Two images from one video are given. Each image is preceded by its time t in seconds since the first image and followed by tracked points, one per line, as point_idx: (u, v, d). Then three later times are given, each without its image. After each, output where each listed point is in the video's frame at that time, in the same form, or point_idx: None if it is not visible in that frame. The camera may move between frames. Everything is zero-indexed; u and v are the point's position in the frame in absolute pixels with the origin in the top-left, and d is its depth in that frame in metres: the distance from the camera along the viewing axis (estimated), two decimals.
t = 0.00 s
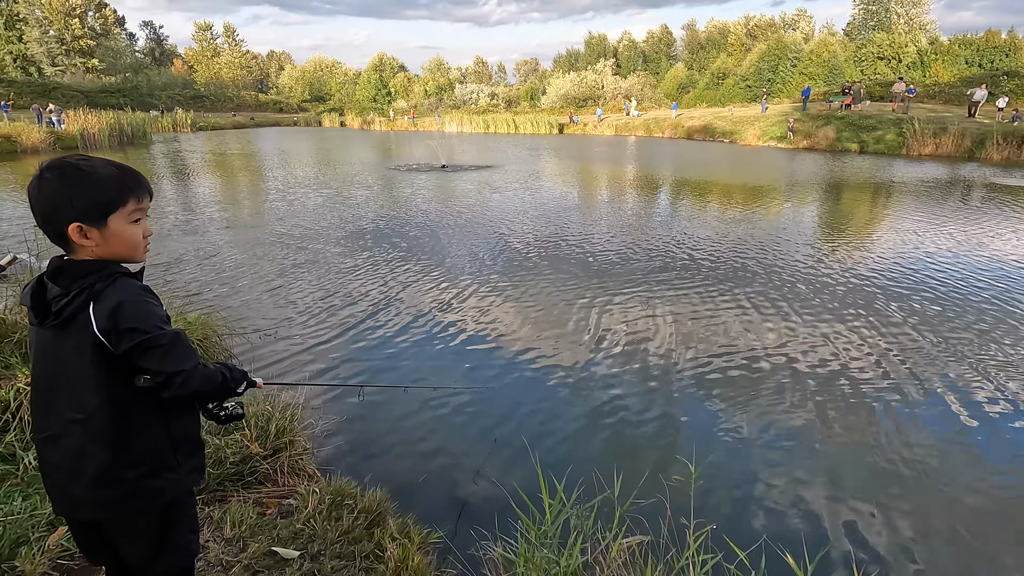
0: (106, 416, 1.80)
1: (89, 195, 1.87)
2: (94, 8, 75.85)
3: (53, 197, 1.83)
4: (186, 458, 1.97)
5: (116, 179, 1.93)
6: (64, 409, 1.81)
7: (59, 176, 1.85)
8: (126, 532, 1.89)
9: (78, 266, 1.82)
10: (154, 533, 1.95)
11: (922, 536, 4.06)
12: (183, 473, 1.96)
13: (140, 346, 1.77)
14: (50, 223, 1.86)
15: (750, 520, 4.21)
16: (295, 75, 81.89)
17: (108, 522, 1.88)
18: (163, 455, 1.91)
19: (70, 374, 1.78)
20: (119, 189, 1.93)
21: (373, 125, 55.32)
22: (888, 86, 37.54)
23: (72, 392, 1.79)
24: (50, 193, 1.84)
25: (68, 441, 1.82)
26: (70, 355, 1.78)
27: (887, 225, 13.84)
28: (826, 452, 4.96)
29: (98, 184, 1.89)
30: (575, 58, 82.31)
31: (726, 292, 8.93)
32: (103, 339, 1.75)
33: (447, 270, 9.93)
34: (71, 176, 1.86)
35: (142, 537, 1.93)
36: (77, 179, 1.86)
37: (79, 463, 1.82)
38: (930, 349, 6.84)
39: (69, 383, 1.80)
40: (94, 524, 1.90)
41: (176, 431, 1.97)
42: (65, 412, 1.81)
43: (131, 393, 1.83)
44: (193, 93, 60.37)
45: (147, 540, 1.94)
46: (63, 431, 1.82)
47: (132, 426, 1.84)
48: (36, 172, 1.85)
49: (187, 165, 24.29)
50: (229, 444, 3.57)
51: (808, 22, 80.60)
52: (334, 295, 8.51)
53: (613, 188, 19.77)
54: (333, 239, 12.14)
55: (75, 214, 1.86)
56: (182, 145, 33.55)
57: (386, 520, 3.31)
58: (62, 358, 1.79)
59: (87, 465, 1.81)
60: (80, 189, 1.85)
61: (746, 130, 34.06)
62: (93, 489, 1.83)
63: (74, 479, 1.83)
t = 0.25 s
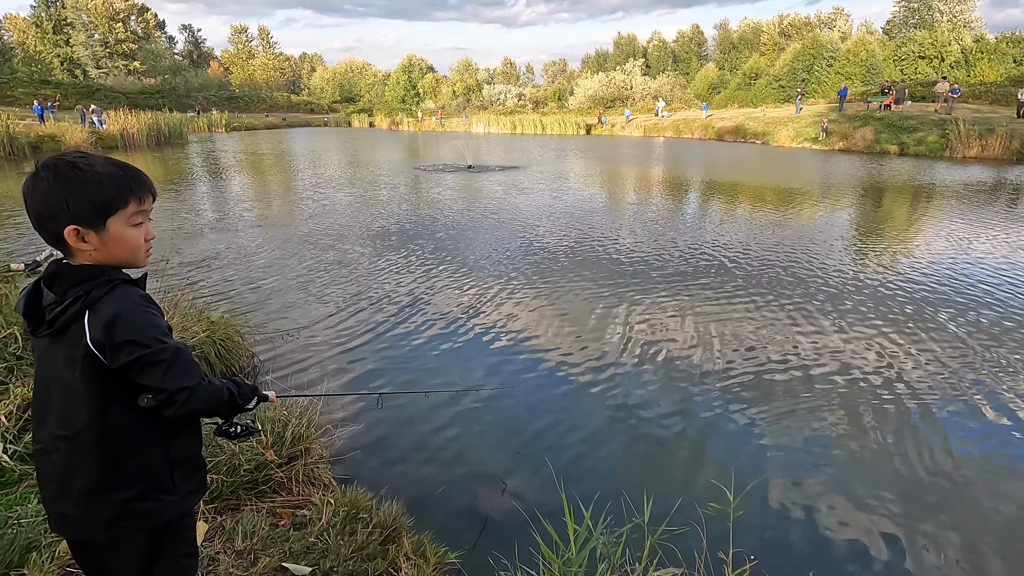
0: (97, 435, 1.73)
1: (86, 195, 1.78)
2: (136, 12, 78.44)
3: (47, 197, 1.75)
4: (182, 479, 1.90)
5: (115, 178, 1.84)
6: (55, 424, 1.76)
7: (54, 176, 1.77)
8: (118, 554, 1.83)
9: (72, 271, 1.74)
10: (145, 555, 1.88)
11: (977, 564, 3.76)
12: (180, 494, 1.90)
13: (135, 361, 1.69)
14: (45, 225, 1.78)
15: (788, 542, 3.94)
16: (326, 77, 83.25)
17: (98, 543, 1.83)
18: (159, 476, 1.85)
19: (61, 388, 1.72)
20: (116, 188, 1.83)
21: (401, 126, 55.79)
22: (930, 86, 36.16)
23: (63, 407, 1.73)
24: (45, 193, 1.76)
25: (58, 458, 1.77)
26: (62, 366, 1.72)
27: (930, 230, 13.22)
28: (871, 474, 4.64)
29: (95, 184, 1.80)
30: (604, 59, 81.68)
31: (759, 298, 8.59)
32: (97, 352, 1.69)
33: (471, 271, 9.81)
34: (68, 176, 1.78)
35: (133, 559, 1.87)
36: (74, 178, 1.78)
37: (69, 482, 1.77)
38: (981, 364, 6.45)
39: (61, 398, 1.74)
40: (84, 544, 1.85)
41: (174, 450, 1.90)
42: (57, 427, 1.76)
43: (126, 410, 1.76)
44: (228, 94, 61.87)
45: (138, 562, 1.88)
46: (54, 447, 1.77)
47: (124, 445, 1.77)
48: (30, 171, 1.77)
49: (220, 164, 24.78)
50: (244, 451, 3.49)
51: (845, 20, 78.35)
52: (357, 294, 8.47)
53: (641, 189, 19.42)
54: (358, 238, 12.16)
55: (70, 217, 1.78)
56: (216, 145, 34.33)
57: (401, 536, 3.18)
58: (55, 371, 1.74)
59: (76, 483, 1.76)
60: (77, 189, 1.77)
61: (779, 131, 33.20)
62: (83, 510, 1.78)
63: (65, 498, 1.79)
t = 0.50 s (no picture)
0: (97, 452, 1.71)
1: (104, 202, 1.72)
2: (175, 17, 80.75)
3: (61, 204, 1.68)
4: (186, 499, 1.87)
5: (131, 183, 1.78)
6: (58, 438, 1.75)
7: (67, 181, 1.70)
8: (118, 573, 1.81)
9: (86, 283, 1.69)
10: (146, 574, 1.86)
11: None
12: (183, 514, 1.87)
13: (138, 379, 1.66)
14: (61, 236, 1.71)
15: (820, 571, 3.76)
16: (355, 79, 84.44)
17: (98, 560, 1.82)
18: (160, 494, 1.81)
19: (65, 403, 1.71)
20: (132, 193, 1.77)
21: (428, 127, 56.17)
22: (973, 86, 34.80)
23: (66, 422, 1.72)
24: (60, 203, 1.68)
25: (60, 473, 1.76)
26: (67, 381, 1.70)
27: (973, 236, 12.66)
28: (912, 499, 4.38)
29: (113, 190, 1.74)
30: (632, 60, 80.94)
31: (791, 304, 8.31)
32: (101, 368, 1.66)
33: (494, 273, 9.74)
34: (82, 182, 1.71)
35: None
36: (89, 185, 1.71)
37: (70, 497, 1.76)
38: None
39: (64, 412, 1.72)
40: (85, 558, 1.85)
41: (179, 468, 1.87)
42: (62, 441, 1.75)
43: (129, 426, 1.74)
44: (260, 96, 63.23)
45: None
46: (57, 461, 1.76)
47: (126, 463, 1.75)
48: (36, 179, 1.69)
49: (250, 165, 25.27)
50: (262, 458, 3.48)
51: (882, 18, 76.12)
52: (379, 296, 8.46)
53: (668, 192, 19.09)
54: (383, 239, 12.19)
55: (89, 226, 1.71)
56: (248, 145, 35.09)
57: (417, 552, 3.11)
58: (59, 383, 1.71)
59: (77, 498, 1.75)
60: (94, 196, 1.70)
61: (812, 133, 32.33)
62: (82, 526, 1.77)
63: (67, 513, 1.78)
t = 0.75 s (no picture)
0: (99, 454, 1.71)
1: (110, 198, 1.71)
2: (208, 20, 82.72)
3: (67, 201, 1.68)
4: (190, 501, 1.85)
5: (138, 181, 1.78)
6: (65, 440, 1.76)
7: (73, 178, 1.69)
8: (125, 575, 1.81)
9: (85, 281, 1.69)
10: None
11: None
12: (188, 516, 1.85)
13: (133, 382, 1.64)
14: (65, 231, 1.70)
15: None
16: (381, 80, 85.29)
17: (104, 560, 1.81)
18: (165, 498, 1.80)
19: (68, 404, 1.71)
20: (138, 191, 1.76)
21: (452, 128, 56.44)
22: (1015, 86, 33.54)
23: (69, 423, 1.72)
24: (66, 198, 1.68)
25: (66, 474, 1.76)
26: (68, 384, 1.70)
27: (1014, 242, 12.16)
28: (950, 518, 4.17)
29: (119, 186, 1.73)
30: (657, 60, 80.00)
31: (820, 310, 8.06)
32: (97, 370, 1.65)
33: (514, 275, 9.68)
34: (89, 178, 1.70)
35: None
36: (98, 180, 1.71)
37: (76, 498, 1.76)
38: None
39: (68, 414, 1.73)
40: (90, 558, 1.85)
41: (185, 469, 1.85)
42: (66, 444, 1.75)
43: (130, 428, 1.73)
44: (288, 96, 64.30)
45: None
46: (64, 462, 1.77)
47: (129, 465, 1.74)
48: (44, 174, 1.68)
49: (278, 165, 25.67)
50: (275, 459, 3.46)
51: (918, 17, 74.00)
52: (399, 296, 8.46)
53: (693, 194, 18.78)
54: (405, 239, 12.23)
55: (94, 221, 1.71)
56: (276, 145, 35.68)
57: (429, 560, 3.06)
58: (63, 385, 1.72)
59: (82, 500, 1.75)
60: (100, 192, 1.70)
61: (844, 135, 31.49)
62: (88, 528, 1.77)
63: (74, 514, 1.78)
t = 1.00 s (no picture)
0: (100, 451, 1.72)
1: (119, 193, 1.72)
2: (238, 24, 84.73)
3: (77, 197, 1.69)
4: (192, 498, 1.86)
5: (145, 175, 1.79)
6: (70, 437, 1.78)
7: (83, 174, 1.70)
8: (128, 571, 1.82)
9: (92, 277, 1.70)
10: None
11: None
12: (189, 514, 1.86)
13: (133, 378, 1.64)
14: (74, 227, 1.71)
15: None
16: (405, 83, 86.18)
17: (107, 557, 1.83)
18: (166, 495, 1.81)
19: (71, 401, 1.73)
20: (147, 187, 1.77)
21: (474, 131, 56.71)
22: None
23: (72, 420, 1.74)
24: (74, 193, 1.69)
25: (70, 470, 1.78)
26: (71, 382, 1.72)
27: None
28: (980, 537, 4.01)
29: (127, 181, 1.74)
30: (682, 62, 79.22)
31: (846, 317, 7.85)
32: (97, 368, 1.66)
33: (533, 277, 9.64)
34: (96, 174, 1.71)
35: None
36: (106, 176, 1.72)
37: (81, 495, 1.78)
38: None
39: (71, 411, 1.75)
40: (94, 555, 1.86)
41: (187, 467, 1.87)
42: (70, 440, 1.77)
43: (132, 426, 1.74)
44: (314, 99, 65.39)
45: None
46: (67, 459, 1.79)
47: (130, 461, 1.75)
48: (52, 171, 1.69)
49: (303, 166, 26.10)
50: (288, 458, 3.48)
51: (954, 18, 71.97)
52: (418, 296, 8.49)
53: (717, 198, 18.52)
54: (425, 241, 12.29)
55: (102, 217, 1.72)
56: (302, 147, 36.28)
57: (436, 564, 3.04)
58: (67, 383, 1.74)
59: (85, 496, 1.76)
60: (110, 188, 1.71)
61: (874, 138, 30.74)
62: (92, 524, 1.78)
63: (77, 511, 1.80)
